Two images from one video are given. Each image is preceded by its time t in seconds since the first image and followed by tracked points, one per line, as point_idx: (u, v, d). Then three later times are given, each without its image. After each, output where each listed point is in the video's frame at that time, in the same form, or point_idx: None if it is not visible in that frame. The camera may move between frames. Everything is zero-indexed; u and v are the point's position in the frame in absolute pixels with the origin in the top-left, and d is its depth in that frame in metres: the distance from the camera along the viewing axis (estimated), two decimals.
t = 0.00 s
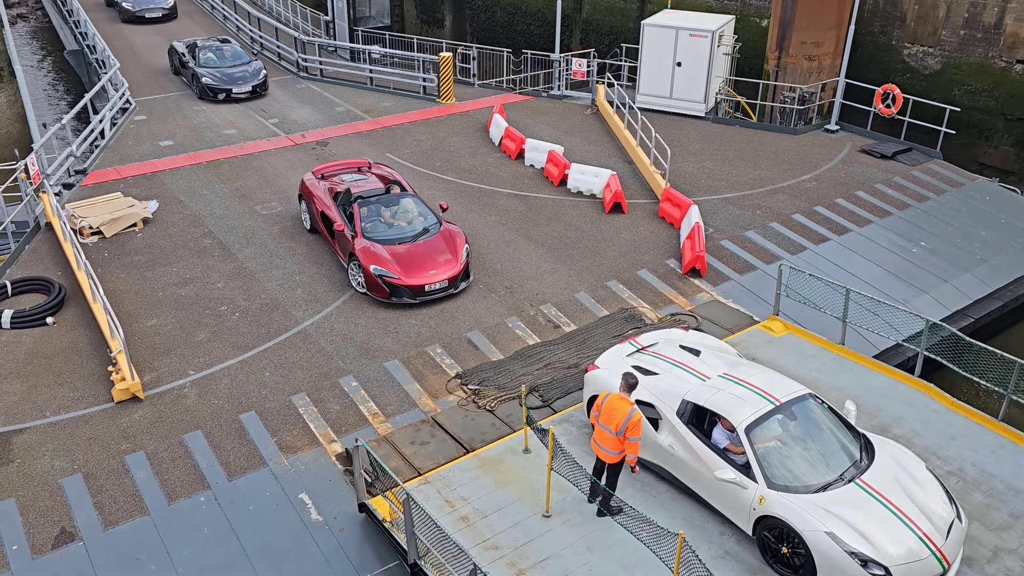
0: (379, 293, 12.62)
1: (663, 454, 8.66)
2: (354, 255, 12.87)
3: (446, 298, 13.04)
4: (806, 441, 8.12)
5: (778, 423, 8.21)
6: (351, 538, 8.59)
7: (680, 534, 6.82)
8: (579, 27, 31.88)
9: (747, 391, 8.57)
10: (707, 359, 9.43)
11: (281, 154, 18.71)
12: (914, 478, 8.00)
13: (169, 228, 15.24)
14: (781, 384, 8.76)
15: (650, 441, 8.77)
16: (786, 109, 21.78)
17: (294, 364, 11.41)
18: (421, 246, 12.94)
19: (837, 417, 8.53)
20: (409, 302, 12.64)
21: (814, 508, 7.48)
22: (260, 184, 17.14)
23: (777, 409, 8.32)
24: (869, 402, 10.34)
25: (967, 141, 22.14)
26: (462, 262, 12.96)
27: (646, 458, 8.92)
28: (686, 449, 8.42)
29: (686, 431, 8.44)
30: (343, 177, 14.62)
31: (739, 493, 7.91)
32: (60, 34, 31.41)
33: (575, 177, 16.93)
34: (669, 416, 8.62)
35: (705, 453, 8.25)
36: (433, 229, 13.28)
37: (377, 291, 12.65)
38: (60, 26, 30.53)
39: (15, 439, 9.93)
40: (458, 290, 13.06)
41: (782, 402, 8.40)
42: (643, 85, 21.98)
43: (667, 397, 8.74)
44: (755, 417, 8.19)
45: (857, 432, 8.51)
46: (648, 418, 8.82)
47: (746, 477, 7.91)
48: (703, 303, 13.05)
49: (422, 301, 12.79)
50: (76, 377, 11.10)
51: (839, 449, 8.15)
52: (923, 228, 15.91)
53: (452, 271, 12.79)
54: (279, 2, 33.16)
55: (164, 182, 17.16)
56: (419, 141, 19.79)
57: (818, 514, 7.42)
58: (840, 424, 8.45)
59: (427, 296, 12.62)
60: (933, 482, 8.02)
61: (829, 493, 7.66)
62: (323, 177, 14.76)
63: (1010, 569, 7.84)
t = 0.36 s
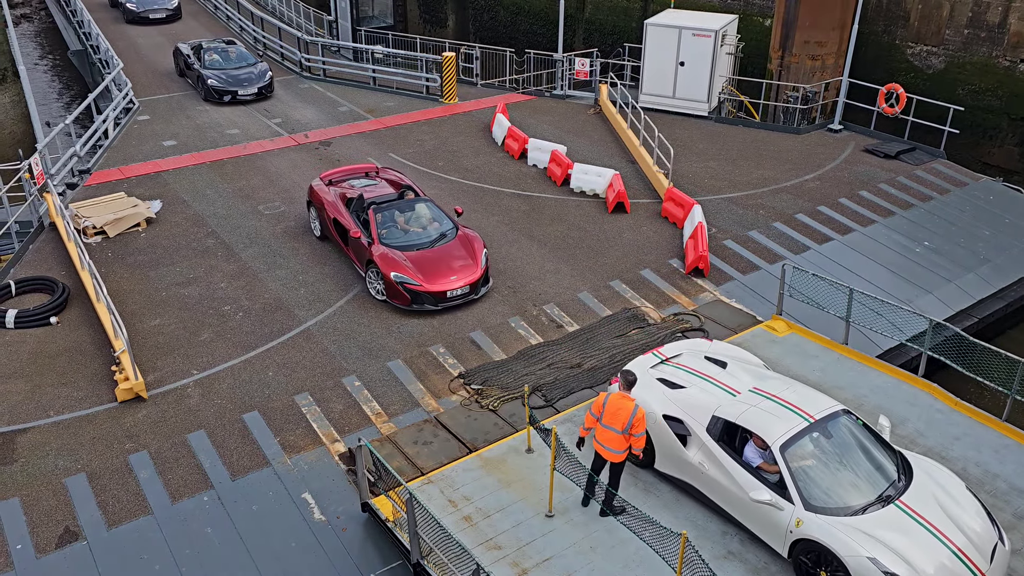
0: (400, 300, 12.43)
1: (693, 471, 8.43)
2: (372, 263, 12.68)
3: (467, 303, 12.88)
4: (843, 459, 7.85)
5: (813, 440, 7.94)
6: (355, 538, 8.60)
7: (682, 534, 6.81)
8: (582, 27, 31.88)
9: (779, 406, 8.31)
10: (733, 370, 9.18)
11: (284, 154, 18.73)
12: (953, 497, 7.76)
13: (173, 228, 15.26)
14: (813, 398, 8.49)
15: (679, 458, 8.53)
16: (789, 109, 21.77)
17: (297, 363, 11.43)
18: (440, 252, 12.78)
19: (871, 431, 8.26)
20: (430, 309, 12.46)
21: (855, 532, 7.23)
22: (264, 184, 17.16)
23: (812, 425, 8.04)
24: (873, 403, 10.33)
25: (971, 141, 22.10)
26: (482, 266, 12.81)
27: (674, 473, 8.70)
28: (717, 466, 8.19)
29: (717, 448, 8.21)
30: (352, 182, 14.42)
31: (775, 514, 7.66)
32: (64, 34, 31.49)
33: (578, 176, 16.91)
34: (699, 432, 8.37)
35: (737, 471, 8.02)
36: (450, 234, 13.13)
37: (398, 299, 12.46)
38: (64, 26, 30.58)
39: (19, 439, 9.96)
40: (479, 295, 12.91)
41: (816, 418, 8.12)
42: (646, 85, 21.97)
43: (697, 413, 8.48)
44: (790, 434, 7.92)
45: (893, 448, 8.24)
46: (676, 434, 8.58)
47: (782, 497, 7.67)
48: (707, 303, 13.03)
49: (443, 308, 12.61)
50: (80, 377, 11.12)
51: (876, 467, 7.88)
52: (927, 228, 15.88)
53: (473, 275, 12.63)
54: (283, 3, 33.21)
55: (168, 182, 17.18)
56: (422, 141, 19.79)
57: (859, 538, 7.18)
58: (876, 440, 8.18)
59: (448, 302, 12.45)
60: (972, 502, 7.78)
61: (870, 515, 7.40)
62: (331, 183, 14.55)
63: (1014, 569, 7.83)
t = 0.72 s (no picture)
0: (422, 305, 12.29)
1: (729, 490, 8.15)
2: (392, 267, 12.55)
3: (487, 307, 12.76)
4: (887, 479, 7.56)
5: (857, 460, 7.65)
6: (361, 537, 8.61)
7: (689, 534, 6.80)
8: (588, 26, 31.86)
9: (819, 423, 8.02)
10: (767, 384, 8.90)
11: (290, 154, 18.76)
12: (1001, 519, 7.46)
13: (179, 228, 15.31)
14: (853, 414, 8.20)
15: (714, 476, 8.25)
16: (795, 107, 21.73)
17: (303, 362, 11.45)
18: (461, 256, 12.67)
19: (915, 450, 7.96)
20: (452, 313, 12.32)
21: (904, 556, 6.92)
22: (270, 184, 17.20)
23: (855, 444, 7.75)
24: (880, 402, 10.29)
25: (978, 139, 22.02)
26: (502, 270, 12.72)
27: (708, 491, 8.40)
28: (754, 486, 7.91)
29: (754, 467, 7.94)
30: (363, 186, 14.31)
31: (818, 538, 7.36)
32: (71, 34, 31.58)
33: (584, 176, 16.90)
34: (735, 450, 8.09)
35: (776, 491, 7.74)
36: (469, 238, 13.04)
37: (419, 303, 12.32)
38: (71, 26, 30.67)
39: (27, 438, 10.00)
40: (499, 299, 12.81)
41: (858, 437, 7.83)
42: (652, 84, 21.94)
43: (733, 429, 8.19)
44: (832, 454, 7.63)
45: (938, 467, 7.94)
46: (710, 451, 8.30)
47: (826, 521, 7.37)
48: (713, 302, 13.01)
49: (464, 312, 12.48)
50: (88, 376, 11.16)
51: (923, 488, 7.58)
52: (934, 227, 15.81)
53: (493, 278, 12.53)
54: (289, 3, 33.28)
55: (174, 182, 17.24)
56: (427, 140, 19.80)
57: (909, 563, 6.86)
58: (921, 459, 7.87)
59: (470, 306, 12.33)
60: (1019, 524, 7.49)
61: (919, 539, 7.09)
62: (342, 188, 14.44)
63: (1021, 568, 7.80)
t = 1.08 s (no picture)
0: (443, 309, 12.17)
1: (767, 510, 7.90)
2: (411, 272, 12.42)
3: (507, 311, 12.65)
4: (936, 501, 7.31)
5: (904, 480, 7.41)
6: (368, 536, 8.62)
7: (696, 533, 6.79)
8: (594, 25, 31.83)
9: (862, 442, 7.77)
10: (804, 399, 8.66)
11: (297, 153, 18.81)
12: None
13: (187, 227, 15.36)
14: (896, 432, 7.95)
15: (751, 495, 8.01)
16: (803, 106, 21.66)
17: (310, 362, 11.48)
18: (481, 259, 12.55)
19: (961, 469, 7.71)
20: (474, 317, 12.21)
21: None
22: (277, 184, 17.24)
23: (900, 464, 7.50)
24: (887, 401, 10.26)
25: (987, 137, 21.92)
26: (523, 272, 12.61)
27: (745, 510, 8.16)
28: (795, 506, 7.67)
29: (796, 487, 7.70)
30: (376, 190, 14.23)
31: (865, 562, 7.12)
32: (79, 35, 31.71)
33: (590, 175, 16.89)
34: (775, 469, 7.85)
35: (818, 512, 7.50)
36: (488, 240, 12.92)
37: (441, 308, 12.20)
38: (79, 27, 30.80)
39: (36, 437, 10.05)
40: (520, 302, 12.69)
41: (904, 456, 7.58)
42: (659, 83, 21.90)
43: (772, 447, 7.97)
44: (878, 474, 7.39)
45: (985, 488, 7.69)
46: (748, 469, 8.06)
47: (873, 544, 7.12)
48: (720, 302, 12.98)
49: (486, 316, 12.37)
50: (96, 376, 11.20)
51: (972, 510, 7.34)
52: (943, 226, 15.74)
53: (513, 281, 12.41)
54: (296, 2, 33.35)
55: (182, 182, 17.30)
56: (434, 140, 19.82)
57: None
58: (968, 480, 7.62)
59: (492, 310, 12.20)
60: None
61: (971, 565, 6.85)
62: (353, 192, 14.36)
63: None
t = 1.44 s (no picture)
0: (463, 314, 12.09)
1: (802, 529, 7.64)
2: (429, 276, 12.33)
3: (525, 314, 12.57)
4: (980, 521, 7.08)
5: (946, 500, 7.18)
6: (375, 536, 8.64)
7: (702, 532, 6.77)
8: (600, 25, 31.82)
9: (902, 460, 7.53)
10: (838, 413, 8.42)
11: (303, 154, 18.85)
12: None
13: (194, 228, 15.40)
14: (935, 449, 7.71)
15: (785, 513, 7.76)
16: (810, 105, 21.60)
17: (317, 362, 11.50)
18: (498, 263, 12.46)
19: (1002, 487, 7.50)
20: (493, 321, 12.13)
21: None
22: (284, 184, 17.28)
23: (942, 483, 7.27)
24: (896, 401, 10.23)
25: (996, 136, 21.83)
26: (540, 275, 12.53)
27: (778, 527, 7.90)
28: (832, 525, 7.42)
29: (833, 506, 7.45)
30: (387, 193, 14.14)
31: None
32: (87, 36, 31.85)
33: (596, 175, 16.88)
34: (811, 486, 7.59)
35: (857, 532, 7.25)
36: (504, 243, 12.84)
37: (460, 312, 12.11)
38: (86, 28, 30.94)
39: (45, 436, 10.10)
40: (538, 305, 12.61)
41: (945, 474, 7.34)
42: (665, 83, 21.86)
43: (807, 463, 7.72)
44: (920, 493, 7.14)
45: None
46: (782, 486, 7.80)
47: (916, 567, 6.88)
48: (726, 302, 12.95)
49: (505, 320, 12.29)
50: (104, 375, 11.25)
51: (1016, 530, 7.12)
52: (950, 225, 15.67)
53: (531, 285, 12.32)
54: (302, 3, 33.42)
55: (189, 182, 17.36)
56: (440, 140, 19.83)
57: None
58: (1010, 498, 7.41)
59: (511, 313, 12.12)
60: None
61: None
62: (364, 195, 14.26)
63: None
